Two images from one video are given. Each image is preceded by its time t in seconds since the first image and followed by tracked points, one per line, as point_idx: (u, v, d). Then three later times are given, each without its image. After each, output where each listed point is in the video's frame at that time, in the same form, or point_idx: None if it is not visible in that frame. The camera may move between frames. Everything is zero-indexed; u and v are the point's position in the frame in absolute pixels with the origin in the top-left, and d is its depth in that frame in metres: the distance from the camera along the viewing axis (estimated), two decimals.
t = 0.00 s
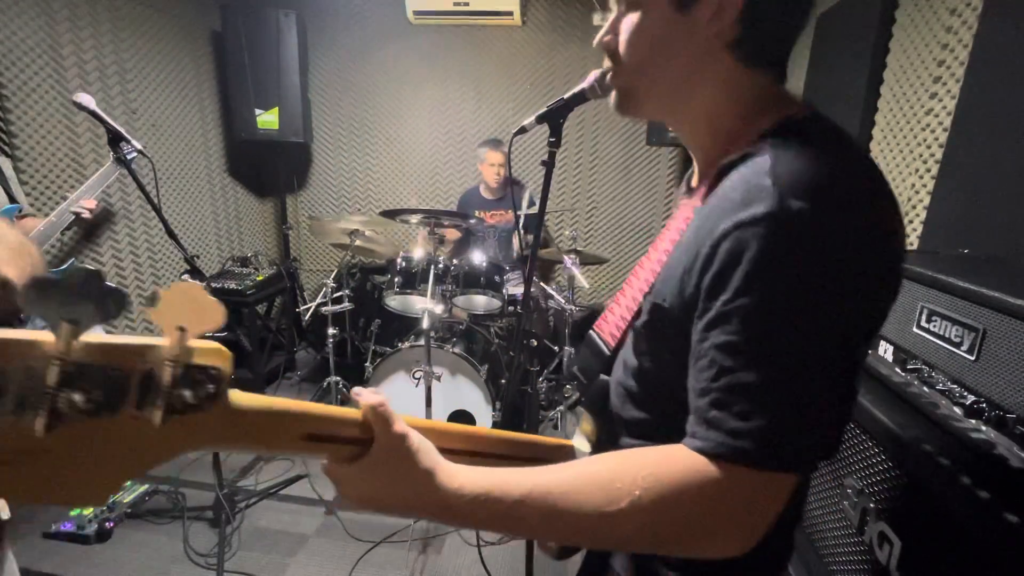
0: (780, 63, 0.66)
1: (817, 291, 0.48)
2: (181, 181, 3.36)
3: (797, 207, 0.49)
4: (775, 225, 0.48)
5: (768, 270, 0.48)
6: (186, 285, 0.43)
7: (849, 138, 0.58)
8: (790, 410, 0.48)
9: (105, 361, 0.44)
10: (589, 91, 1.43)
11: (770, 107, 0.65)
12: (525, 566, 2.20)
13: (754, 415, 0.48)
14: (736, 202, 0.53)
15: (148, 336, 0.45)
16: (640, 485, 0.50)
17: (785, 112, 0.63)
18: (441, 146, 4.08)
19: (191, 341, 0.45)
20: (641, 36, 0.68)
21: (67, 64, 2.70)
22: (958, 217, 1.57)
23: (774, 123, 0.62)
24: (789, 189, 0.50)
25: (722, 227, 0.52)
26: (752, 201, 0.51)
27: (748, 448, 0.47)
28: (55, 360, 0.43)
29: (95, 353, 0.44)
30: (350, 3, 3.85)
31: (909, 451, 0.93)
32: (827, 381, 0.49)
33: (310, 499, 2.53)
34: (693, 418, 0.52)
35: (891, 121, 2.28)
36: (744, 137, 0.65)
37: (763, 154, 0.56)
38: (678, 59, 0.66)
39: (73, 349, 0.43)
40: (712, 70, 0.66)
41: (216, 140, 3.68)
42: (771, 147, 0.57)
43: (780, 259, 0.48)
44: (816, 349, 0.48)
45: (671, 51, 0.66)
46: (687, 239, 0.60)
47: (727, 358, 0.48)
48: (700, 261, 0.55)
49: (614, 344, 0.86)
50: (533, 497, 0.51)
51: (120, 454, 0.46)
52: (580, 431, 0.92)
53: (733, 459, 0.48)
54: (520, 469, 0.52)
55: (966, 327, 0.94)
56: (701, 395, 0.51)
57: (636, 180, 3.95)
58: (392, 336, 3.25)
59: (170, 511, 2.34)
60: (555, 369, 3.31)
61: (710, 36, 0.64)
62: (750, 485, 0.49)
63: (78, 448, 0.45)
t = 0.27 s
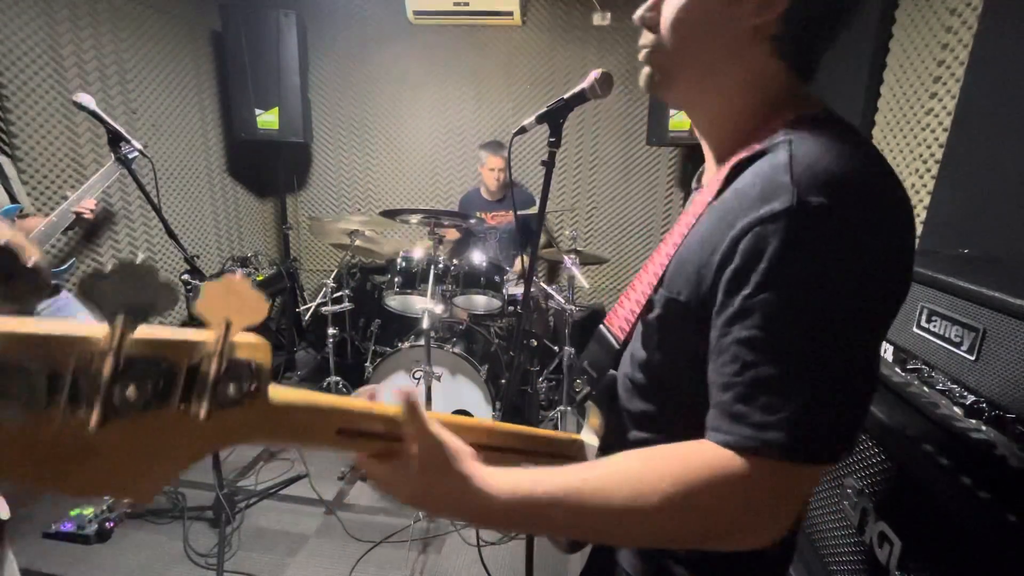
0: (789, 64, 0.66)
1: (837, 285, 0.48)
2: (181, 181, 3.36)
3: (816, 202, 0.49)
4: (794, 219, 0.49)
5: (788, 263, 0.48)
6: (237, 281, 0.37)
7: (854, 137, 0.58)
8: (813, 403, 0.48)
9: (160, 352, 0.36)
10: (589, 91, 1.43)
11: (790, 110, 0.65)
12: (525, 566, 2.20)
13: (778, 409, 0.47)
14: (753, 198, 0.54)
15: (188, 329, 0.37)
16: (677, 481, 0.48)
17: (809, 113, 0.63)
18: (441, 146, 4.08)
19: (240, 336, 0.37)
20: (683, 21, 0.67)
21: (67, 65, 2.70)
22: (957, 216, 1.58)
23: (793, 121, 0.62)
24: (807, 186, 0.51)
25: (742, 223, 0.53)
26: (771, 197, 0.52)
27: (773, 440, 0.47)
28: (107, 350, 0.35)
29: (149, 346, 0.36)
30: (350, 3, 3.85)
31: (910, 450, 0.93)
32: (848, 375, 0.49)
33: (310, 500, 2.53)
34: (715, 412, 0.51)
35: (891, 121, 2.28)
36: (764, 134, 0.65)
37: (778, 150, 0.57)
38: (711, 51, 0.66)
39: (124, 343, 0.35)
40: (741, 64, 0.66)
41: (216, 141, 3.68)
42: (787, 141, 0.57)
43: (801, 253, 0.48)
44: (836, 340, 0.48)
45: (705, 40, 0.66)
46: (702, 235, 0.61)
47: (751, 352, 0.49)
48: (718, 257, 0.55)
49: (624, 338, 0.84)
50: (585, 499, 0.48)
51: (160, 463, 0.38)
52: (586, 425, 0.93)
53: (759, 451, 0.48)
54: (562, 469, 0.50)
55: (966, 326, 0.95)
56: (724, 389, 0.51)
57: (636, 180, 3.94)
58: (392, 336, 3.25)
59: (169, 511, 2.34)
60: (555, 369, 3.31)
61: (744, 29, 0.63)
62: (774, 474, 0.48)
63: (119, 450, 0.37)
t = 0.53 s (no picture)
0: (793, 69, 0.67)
1: (872, 312, 0.48)
2: (181, 180, 3.36)
3: (847, 229, 0.49)
4: (829, 246, 0.49)
5: (826, 295, 0.48)
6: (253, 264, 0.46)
7: (856, 141, 0.59)
8: (847, 429, 0.49)
9: (166, 312, 0.42)
10: (589, 91, 1.43)
11: (816, 119, 0.66)
12: (525, 566, 2.20)
13: (810, 436, 0.49)
14: (784, 220, 0.53)
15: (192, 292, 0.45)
16: (694, 496, 0.54)
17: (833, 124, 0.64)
18: (441, 146, 4.08)
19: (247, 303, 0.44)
20: (691, 30, 0.68)
21: (67, 65, 2.70)
22: (956, 216, 1.58)
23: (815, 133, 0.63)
24: (839, 212, 0.50)
25: (770, 245, 0.53)
26: (802, 221, 0.51)
27: (807, 465, 0.49)
28: (117, 306, 0.39)
29: (158, 306, 0.41)
30: (350, 3, 3.85)
31: (910, 450, 0.94)
32: (881, 397, 0.50)
33: (310, 500, 2.53)
34: (747, 434, 0.53)
35: (891, 121, 2.29)
36: (786, 145, 0.65)
37: (809, 166, 0.56)
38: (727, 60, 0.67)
39: (135, 302, 0.40)
40: (754, 72, 0.67)
41: (216, 140, 3.68)
42: (818, 157, 0.56)
43: (836, 282, 0.48)
44: (870, 367, 0.49)
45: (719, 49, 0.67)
46: (727, 249, 0.61)
47: (782, 379, 0.49)
48: (743, 277, 0.55)
49: (630, 340, 0.83)
50: (602, 505, 0.57)
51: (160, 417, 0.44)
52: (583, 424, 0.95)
53: (789, 477, 0.50)
54: (578, 481, 0.59)
55: (966, 327, 0.95)
56: (755, 413, 0.52)
57: (636, 180, 3.94)
58: (392, 336, 3.25)
59: (170, 511, 2.34)
60: (555, 369, 3.31)
61: (755, 40, 0.65)
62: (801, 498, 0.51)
63: (128, 403, 0.42)
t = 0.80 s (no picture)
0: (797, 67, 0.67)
1: (884, 318, 0.48)
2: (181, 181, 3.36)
3: (860, 235, 0.49)
4: (843, 252, 0.49)
5: (839, 301, 0.48)
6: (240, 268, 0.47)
7: (858, 139, 0.59)
8: (855, 434, 0.49)
9: (186, 279, 0.47)
10: (589, 91, 1.43)
11: (830, 116, 0.65)
12: (525, 566, 2.20)
13: (819, 441, 0.49)
14: (797, 223, 0.53)
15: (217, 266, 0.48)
16: (699, 491, 0.54)
17: (844, 122, 0.63)
18: (441, 146, 4.08)
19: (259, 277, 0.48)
20: (694, 31, 0.70)
21: (67, 65, 2.70)
22: (956, 216, 1.58)
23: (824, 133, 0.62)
24: (852, 218, 0.50)
25: (783, 250, 0.52)
26: (816, 225, 0.51)
27: (813, 470, 0.49)
28: (140, 267, 0.44)
29: (178, 271, 0.46)
30: (350, 3, 3.84)
31: (910, 450, 0.94)
32: (889, 402, 0.50)
33: (310, 500, 2.53)
34: (756, 436, 0.53)
35: (891, 121, 2.29)
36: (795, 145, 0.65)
37: (823, 167, 0.55)
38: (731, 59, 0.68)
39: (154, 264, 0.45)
40: (759, 68, 0.67)
41: (216, 140, 3.68)
42: (833, 159, 0.55)
43: (849, 288, 0.48)
44: (881, 373, 0.49)
45: (722, 47, 0.68)
46: (736, 249, 0.60)
47: (794, 385, 0.49)
48: (754, 278, 0.55)
49: (632, 335, 0.83)
50: (606, 498, 0.58)
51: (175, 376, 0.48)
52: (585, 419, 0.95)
53: (797, 481, 0.50)
54: (591, 473, 0.60)
55: (966, 327, 0.95)
56: (765, 416, 0.52)
57: (636, 180, 3.94)
58: (392, 337, 3.24)
59: (170, 511, 2.34)
60: (555, 369, 3.31)
61: (760, 37, 0.66)
62: (810, 501, 0.51)
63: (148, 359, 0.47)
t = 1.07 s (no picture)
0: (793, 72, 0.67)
1: (881, 327, 0.48)
2: (181, 181, 3.36)
3: (857, 246, 0.49)
4: (840, 263, 0.48)
5: (835, 311, 0.48)
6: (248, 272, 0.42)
7: (856, 143, 0.59)
8: (851, 443, 0.49)
9: (193, 338, 0.41)
10: (589, 91, 1.43)
11: (828, 123, 0.65)
12: (525, 566, 2.20)
13: (814, 450, 0.49)
14: (794, 233, 0.53)
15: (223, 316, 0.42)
16: (699, 499, 0.54)
17: (845, 126, 0.63)
18: (441, 146, 4.08)
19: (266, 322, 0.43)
20: (678, 42, 0.70)
21: (67, 64, 2.70)
22: (956, 216, 1.58)
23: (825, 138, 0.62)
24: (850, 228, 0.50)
25: (779, 261, 0.52)
26: (813, 236, 0.51)
27: (808, 478, 0.50)
28: (143, 334, 0.39)
29: (183, 332, 0.41)
30: (350, 3, 3.85)
31: (911, 450, 0.94)
32: (887, 410, 0.50)
33: (310, 500, 2.53)
34: (753, 444, 0.53)
35: (891, 121, 2.29)
36: (794, 150, 0.65)
37: (822, 176, 0.55)
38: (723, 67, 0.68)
39: (159, 329, 0.40)
40: (753, 78, 0.68)
41: (216, 140, 3.68)
42: (830, 169, 0.55)
43: (845, 299, 0.48)
44: (877, 381, 0.49)
45: (711, 57, 0.69)
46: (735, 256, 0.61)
47: (789, 394, 0.50)
48: (752, 286, 0.55)
49: (635, 342, 0.82)
50: (605, 508, 0.58)
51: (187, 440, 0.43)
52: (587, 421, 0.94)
53: (793, 488, 0.50)
54: (594, 483, 0.59)
55: (966, 327, 0.95)
56: (761, 424, 0.52)
57: (636, 180, 3.94)
58: (392, 336, 3.24)
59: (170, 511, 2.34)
60: (555, 369, 3.31)
61: (750, 43, 0.65)
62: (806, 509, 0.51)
63: (160, 426, 0.41)
